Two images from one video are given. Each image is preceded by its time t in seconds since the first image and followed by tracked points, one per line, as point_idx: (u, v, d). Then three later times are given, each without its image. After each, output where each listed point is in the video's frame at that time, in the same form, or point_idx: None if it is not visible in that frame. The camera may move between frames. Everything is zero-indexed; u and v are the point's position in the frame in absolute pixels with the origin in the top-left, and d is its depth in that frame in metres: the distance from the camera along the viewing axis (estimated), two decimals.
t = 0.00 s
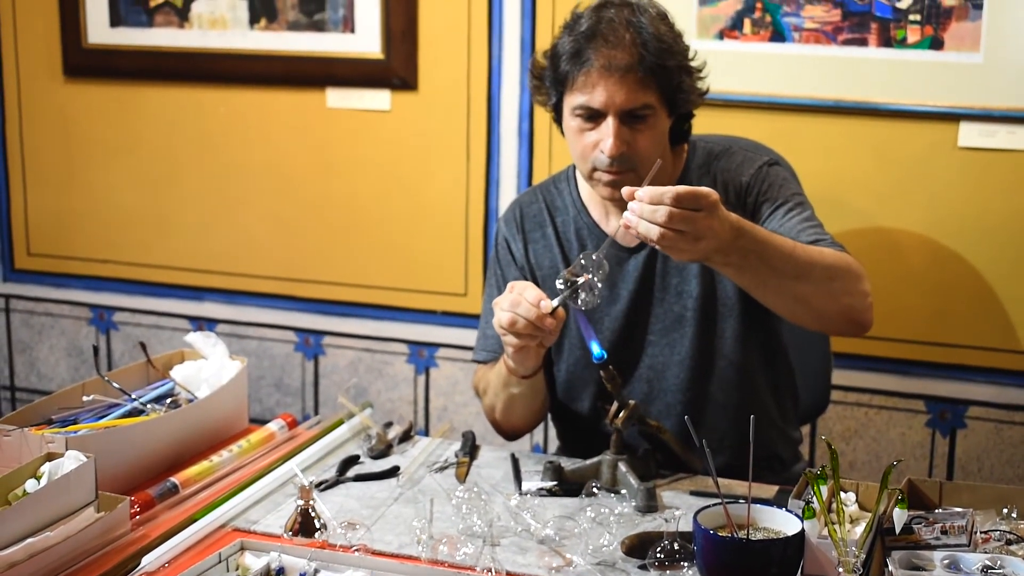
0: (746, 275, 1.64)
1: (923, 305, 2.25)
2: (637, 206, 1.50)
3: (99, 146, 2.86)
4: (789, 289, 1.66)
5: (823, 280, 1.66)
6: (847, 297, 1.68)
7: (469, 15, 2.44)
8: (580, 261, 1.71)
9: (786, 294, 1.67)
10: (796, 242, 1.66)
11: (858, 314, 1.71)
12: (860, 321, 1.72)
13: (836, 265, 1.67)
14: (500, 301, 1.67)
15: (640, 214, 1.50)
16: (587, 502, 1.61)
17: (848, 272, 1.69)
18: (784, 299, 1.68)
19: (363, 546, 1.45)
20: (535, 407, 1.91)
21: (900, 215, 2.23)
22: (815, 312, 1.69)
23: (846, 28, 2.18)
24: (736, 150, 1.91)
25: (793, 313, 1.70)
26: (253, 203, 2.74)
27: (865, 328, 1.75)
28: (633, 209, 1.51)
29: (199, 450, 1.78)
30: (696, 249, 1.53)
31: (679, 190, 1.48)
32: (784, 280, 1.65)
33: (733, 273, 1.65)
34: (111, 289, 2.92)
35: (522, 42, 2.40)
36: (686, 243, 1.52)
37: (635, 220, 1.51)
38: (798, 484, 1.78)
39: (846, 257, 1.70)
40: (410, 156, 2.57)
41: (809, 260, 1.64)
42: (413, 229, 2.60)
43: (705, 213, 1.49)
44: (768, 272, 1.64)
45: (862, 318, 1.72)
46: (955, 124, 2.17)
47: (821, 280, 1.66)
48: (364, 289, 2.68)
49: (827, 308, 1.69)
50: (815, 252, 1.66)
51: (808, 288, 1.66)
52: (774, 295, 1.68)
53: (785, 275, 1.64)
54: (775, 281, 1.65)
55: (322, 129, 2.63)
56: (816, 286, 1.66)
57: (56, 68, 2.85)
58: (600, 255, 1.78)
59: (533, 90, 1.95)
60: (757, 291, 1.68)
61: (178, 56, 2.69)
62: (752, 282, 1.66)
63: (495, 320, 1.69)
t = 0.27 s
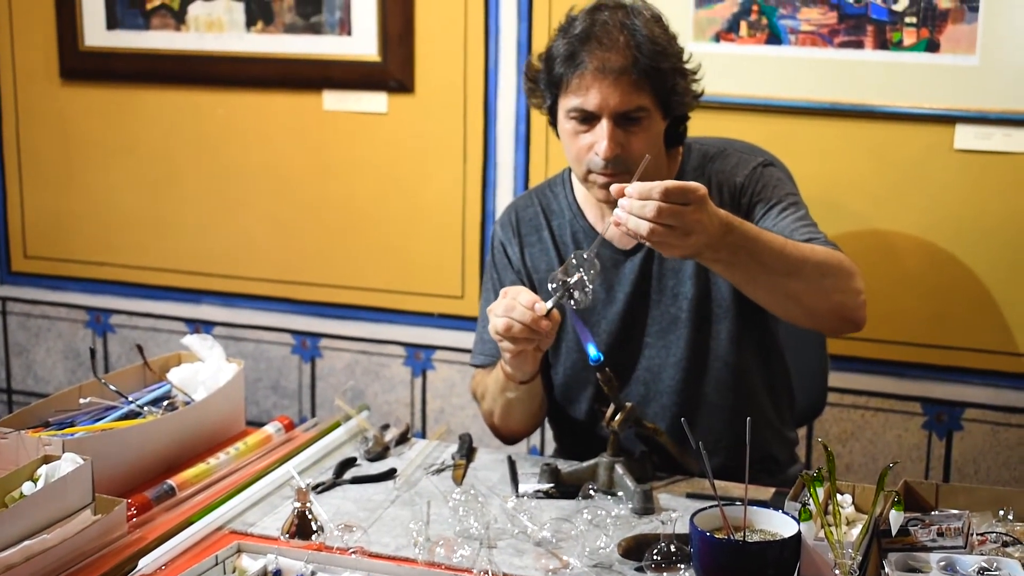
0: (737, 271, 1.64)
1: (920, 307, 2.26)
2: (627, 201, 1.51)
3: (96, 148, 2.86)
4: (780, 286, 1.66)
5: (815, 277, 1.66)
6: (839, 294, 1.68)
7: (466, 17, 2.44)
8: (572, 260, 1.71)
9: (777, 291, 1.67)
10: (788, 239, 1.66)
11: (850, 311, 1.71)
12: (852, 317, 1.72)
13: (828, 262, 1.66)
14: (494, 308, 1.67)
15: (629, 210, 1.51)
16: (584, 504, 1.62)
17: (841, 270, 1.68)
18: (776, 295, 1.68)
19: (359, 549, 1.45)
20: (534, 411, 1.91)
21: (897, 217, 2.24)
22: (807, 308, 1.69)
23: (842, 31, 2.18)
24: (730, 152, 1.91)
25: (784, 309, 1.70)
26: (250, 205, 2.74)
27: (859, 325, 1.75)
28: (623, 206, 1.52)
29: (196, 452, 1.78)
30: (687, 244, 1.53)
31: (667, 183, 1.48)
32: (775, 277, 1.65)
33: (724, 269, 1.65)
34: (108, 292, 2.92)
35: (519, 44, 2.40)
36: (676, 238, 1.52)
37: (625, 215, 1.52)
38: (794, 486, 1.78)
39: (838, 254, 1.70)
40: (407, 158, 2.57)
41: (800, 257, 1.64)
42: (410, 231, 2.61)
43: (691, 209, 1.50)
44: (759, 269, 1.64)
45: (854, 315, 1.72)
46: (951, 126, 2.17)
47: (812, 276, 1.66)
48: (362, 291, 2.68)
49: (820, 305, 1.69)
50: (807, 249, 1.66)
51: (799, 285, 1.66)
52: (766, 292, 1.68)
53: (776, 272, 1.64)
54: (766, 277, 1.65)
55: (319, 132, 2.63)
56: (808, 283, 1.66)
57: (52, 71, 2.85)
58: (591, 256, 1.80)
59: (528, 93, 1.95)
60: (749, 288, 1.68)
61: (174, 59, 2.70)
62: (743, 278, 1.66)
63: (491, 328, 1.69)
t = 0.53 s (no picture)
0: (732, 264, 1.64)
1: (920, 309, 2.26)
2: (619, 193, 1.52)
3: (97, 150, 2.86)
4: (776, 280, 1.66)
5: (810, 270, 1.66)
6: (834, 288, 1.69)
7: (467, 19, 2.44)
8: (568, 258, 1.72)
9: (773, 285, 1.67)
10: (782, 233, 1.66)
11: (846, 306, 1.71)
12: (849, 312, 1.72)
13: (823, 257, 1.67)
14: (494, 318, 1.68)
15: (623, 203, 1.51)
16: (586, 505, 1.62)
17: (836, 264, 1.69)
18: (772, 290, 1.68)
19: (361, 550, 1.45)
20: (538, 417, 1.91)
21: (897, 219, 2.24)
22: (803, 302, 1.69)
23: (843, 33, 2.19)
24: (730, 152, 1.91)
25: (780, 303, 1.70)
26: (251, 207, 2.74)
27: (855, 321, 1.75)
28: (616, 200, 1.52)
29: (197, 453, 1.78)
30: (681, 234, 1.53)
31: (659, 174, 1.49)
32: (770, 270, 1.65)
33: (719, 262, 1.65)
34: (109, 293, 2.92)
35: (520, 46, 2.40)
36: (669, 229, 1.52)
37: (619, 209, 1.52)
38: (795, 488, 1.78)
39: (834, 249, 1.70)
40: (408, 160, 2.57)
41: (794, 250, 1.65)
42: (411, 233, 2.61)
43: (684, 200, 1.50)
44: (754, 263, 1.64)
45: (851, 310, 1.72)
46: (952, 128, 2.17)
47: (807, 270, 1.66)
48: (363, 293, 2.68)
49: (816, 299, 1.69)
50: (803, 244, 1.66)
51: (795, 279, 1.66)
52: (761, 286, 1.68)
53: (771, 265, 1.64)
54: (761, 271, 1.65)
55: (320, 134, 2.63)
56: (804, 277, 1.66)
57: (53, 72, 2.85)
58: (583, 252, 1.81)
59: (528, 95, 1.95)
60: (744, 282, 1.68)
61: (175, 60, 2.70)
62: (738, 271, 1.66)
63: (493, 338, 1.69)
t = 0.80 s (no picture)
0: (727, 256, 1.64)
1: (921, 310, 2.26)
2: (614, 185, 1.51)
3: (98, 150, 2.86)
4: (773, 274, 1.66)
5: (806, 264, 1.66)
6: (830, 282, 1.69)
7: (468, 20, 2.44)
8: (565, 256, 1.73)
9: (769, 279, 1.67)
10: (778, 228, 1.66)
11: (844, 301, 1.72)
12: (845, 307, 1.72)
13: (820, 252, 1.67)
14: (494, 325, 1.68)
15: (618, 196, 1.51)
16: (587, 506, 1.62)
17: (832, 259, 1.69)
18: (768, 284, 1.67)
19: (362, 551, 1.45)
20: (541, 421, 1.91)
21: (899, 220, 2.24)
22: (799, 297, 1.69)
23: (844, 34, 2.19)
24: (730, 152, 1.92)
25: (777, 299, 1.70)
26: (252, 207, 2.74)
27: (852, 317, 1.75)
28: (611, 193, 1.52)
29: (198, 454, 1.78)
30: (677, 226, 1.53)
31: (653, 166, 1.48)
32: (766, 264, 1.65)
33: (714, 255, 1.64)
34: (110, 294, 2.92)
35: (521, 47, 2.40)
36: (664, 220, 1.52)
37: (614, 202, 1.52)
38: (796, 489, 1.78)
39: (831, 245, 1.71)
40: (409, 161, 2.57)
41: (790, 244, 1.65)
42: (412, 234, 2.61)
43: (678, 189, 1.49)
44: (751, 257, 1.64)
45: (848, 305, 1.73)
46: (953, 129, 2.17)
47: (805, 264, 1.66)
48: (363, 294, 2.68)
49: (813, 294, 1.69)
50: (800, 239, 1.67)
51: (793, 273, 1.66)
52: (757, 280, 1.67)
53: (767, 259, 1.64)
54: (759, 266, 1.65)
55: (321, 134, 2.63)
56: (800, 271, 1.66)
57: (54, 73, 2.85)
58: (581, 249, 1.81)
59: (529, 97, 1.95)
60: (740, 276, 1.68)
61: (176, 61, 2.70)
62: (735, 266, 1.66)
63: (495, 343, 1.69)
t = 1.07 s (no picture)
0: (728, 254, 1.64)
1: (922, 309, 2.26)
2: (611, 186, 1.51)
3: (99, 150, 2.86)
4: (774, 272, 1.66)
5: (807, 261, 1.66)
6: (832, 280, 1.69)
7: (469, 20, 2.44)
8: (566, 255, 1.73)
9: (771, 276, 1.67)
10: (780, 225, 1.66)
11: (845, 299, 1.72)
12: (846, 305, 1.73)
13: (821, 251, 1.67)
14: (495, 326, 1.68)
15: (618, 195, 1.51)
16: (588, 506, 1.61)
17: (834, 256, 1.69)
18: (769, 282, 1.67)
19: (363, 551, 1.45)
20: (542, 422, 1.91)
21: (900, 220, 2.24)
22: (801, 294, 1.69)
23: (845, 34, 2.18)
24: (731, 152, 1.92)
25: (778, 297, 1.70)
26: (253, 207, 2.74)
27: (854, 314, 1.75)
28: (611, 192, 1.52)
29: (199, 454, 1.78)
30: (677, 224, 1.53)
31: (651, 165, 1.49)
32: (768, 262, 1.65)
33: (715, 254, 1.64)
34: (111, 294, 2.92)
35: (522, 47, 2.40)
36: (664, 219, 1.52)
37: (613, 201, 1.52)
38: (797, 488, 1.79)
39: (833, 242, 1.70)
40: (410, 160, 2.57)
41: (792, 241, 1.65)
42: (413, 234, 2.61)
43: (677, 187, 1.49)
44: (752, 255, 1.64)
45: (849, 303, 1.72)
46: (954, 129, 2.17)
47: (806, 262, 1.66)
48: (364, 293, 2.68)
49: (814, 292, 1.69)
50: (802, 237, 1.67)
51: (794, 271, 1.66)
52: (758, 278, 1.67)
53: (770, 257, 1.64)
54: (760, 264, 1.65)
55: (322, 134, 2.63)
56: (802, 268, 1.66)
57: (56, 73, 2.85)
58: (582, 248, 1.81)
59: (530, 97, 1.95)
60: (742, 274, 1.68)
61: (178, 61, 2.70)
62: (736, 264, 1.66)
63: (496, 345, 1.69)
